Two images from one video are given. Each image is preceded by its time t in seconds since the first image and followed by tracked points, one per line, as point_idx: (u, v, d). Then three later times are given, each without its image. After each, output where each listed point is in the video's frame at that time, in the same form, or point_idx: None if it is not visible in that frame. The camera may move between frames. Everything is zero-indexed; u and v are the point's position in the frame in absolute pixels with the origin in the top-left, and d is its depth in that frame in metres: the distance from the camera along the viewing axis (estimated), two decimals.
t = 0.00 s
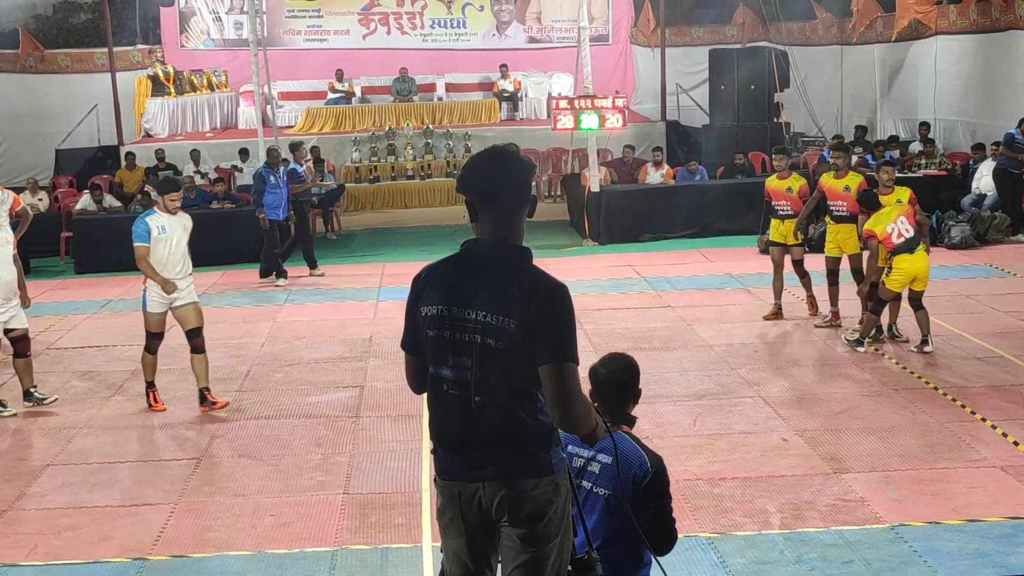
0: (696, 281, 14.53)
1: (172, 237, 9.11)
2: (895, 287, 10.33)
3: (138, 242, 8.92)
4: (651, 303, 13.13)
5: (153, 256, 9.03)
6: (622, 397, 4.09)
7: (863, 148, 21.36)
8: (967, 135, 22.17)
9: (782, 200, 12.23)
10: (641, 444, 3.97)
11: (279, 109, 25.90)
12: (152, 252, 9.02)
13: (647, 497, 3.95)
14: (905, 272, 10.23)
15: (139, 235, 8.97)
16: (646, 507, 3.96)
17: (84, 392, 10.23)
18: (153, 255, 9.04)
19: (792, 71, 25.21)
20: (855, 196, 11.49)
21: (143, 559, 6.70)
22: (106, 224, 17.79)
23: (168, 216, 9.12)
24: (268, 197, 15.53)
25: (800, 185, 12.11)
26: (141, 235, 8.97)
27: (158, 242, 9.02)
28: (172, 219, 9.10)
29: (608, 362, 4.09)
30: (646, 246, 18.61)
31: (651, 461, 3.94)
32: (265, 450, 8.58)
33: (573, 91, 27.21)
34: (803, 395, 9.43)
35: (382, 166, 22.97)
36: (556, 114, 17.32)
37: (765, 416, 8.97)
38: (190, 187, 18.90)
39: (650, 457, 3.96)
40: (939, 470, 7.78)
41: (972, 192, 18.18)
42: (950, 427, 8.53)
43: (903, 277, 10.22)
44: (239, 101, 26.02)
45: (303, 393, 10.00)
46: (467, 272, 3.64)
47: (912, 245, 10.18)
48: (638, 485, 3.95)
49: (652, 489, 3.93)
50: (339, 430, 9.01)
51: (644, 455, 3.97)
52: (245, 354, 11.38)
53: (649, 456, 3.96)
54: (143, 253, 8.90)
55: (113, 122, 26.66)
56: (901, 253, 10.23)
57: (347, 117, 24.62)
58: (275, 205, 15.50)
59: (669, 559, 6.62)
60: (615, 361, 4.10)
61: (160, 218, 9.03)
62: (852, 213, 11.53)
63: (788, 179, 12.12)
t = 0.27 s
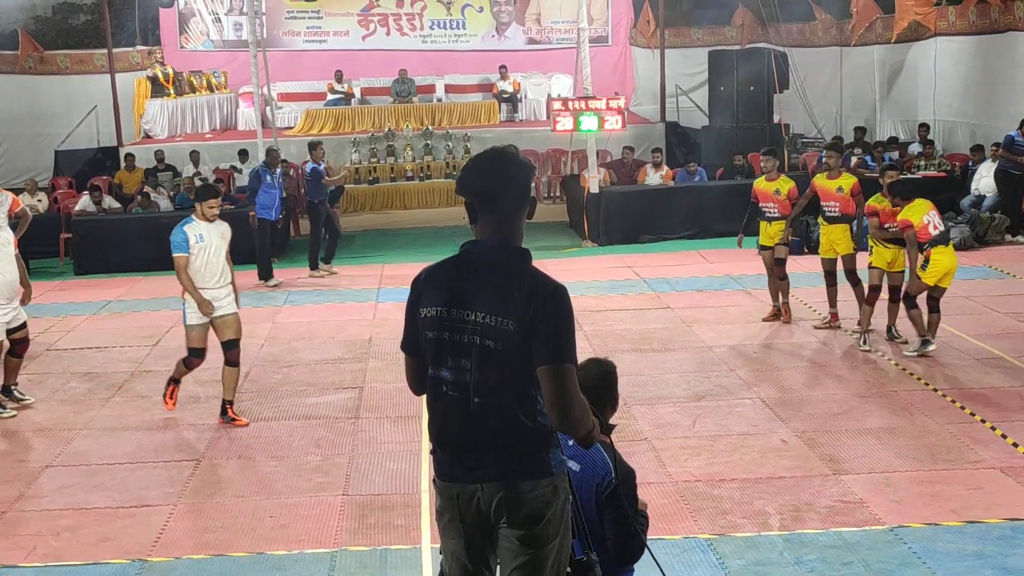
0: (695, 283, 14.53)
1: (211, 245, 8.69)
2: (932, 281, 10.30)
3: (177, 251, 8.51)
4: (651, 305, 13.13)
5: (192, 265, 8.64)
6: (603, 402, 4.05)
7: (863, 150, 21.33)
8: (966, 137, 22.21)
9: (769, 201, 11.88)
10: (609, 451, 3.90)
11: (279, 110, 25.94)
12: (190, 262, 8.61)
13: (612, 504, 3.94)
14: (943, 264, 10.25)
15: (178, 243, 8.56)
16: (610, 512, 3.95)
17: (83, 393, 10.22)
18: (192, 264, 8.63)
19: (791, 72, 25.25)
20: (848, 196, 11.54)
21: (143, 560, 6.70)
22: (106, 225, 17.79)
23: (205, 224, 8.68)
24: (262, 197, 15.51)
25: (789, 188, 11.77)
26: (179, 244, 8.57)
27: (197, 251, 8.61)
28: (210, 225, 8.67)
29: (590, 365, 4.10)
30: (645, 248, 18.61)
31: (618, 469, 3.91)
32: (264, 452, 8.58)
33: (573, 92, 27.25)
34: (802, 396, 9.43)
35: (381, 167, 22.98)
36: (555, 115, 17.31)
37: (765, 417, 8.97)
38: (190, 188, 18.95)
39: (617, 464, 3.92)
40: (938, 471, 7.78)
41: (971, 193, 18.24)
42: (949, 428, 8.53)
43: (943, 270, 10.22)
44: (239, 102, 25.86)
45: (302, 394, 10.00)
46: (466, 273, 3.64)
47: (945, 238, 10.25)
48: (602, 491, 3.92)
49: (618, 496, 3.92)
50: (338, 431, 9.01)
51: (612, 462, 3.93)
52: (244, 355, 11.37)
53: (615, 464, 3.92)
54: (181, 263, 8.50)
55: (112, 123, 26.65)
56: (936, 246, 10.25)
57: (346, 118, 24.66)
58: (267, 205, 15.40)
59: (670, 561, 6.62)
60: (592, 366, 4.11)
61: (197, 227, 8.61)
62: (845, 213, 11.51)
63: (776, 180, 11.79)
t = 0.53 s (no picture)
0: (693, 283, 14.55)
1: (242, 247, 8.53)
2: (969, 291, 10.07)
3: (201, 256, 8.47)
4: (649, 305, 13.13)
5: (220, 267, 8.51)
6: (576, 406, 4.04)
7: (862, 151, 21.32)
8: (965, 138, 22.25)
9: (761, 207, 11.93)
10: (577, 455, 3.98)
11: (277, 111, 25.93)
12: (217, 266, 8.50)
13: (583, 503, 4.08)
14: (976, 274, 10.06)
15: (208, 246, 8.45)
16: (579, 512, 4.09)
17: (81, 395, 10.21)
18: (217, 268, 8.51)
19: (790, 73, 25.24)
20: (844, 196, 11.52)
21: (141, 561, 6.70)
22: (104, 226, 17.78)
23: (236, 226, 8.57)
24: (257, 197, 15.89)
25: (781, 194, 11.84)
26: (208, 246, 8.46)
27: (226, 253, 8.46)
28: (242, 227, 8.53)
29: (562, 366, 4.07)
30: (644, 249, 18.62)
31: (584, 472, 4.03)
32: (263, 453, 8.58)
33: (571, 93, 27.21)
34: (801, 398, 9.44)
35: (380, 169, 22.98)
36: (554, 116, 17.28)
37: (762, 418, 8.97)
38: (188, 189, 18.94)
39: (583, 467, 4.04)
40: (936, 472, 7.79)
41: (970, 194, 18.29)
42: (947, 429, 8.54)
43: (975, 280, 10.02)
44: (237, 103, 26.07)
45: (301, 395, 10.00)
46: (464, 274, 3.64)
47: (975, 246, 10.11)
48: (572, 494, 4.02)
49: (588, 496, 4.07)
50: (336, 432, 9.01)
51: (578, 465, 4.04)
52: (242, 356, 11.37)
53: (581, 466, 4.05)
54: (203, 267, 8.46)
55: (111, 124, 26.61)
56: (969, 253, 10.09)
57: (345, 118, 24.69)
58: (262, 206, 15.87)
59: (668, 562, 6.62)
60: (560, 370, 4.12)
61: (227, 228, 8.50)
62: (842, 213, 11.52)
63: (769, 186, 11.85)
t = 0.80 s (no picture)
0: (691, 283, 14.55)
1: (276, 257, 8.25)
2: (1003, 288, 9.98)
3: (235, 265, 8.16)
4: (647, 306, 13.13)
5: (254, 277, 8.21)
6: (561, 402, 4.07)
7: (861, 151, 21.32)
8: (963, 137, 22.29)
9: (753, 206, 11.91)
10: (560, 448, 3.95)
11: (275, 111, 25.92)
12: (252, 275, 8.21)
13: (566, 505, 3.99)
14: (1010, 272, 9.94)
15: (242, 255, 8.15)
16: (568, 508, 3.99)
17: (79, 395, 10.21)
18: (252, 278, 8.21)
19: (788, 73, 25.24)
20: (844, 194, 11.51)
21: (139, 562, 6.70)
22: (103, 226, 17.77)
23: (272, 235, 8.31)
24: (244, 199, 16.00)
25: (773, 194, 11.87)
26: (242, 255, 8.17)
27: (260, 262, 8.19)
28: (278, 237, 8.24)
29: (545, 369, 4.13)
30: (643, 249, 18.61)
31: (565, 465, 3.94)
32: (261, 453, 8.57)
33: (569, 93, 27.16)
34: (800, 397, 9.44)
35: (379, 168, 22.99)
36: (553, 116, 17.25)
37: (761, 418, 8.97)
38: (186, 189, 18.91)
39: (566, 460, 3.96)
40: (935, 472, 7.78)
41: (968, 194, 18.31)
42: (945, 429, 8.54)
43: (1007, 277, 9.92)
44: (235, 103, 25.84)
45: (299, 395, 9.99)
46: (460, 272, 3.64)
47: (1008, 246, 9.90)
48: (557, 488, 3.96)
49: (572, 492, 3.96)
50: (334, 432, 9.01)
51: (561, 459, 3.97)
52: (241, 356, 11.36)
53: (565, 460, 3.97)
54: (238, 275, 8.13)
55: (108, 124, 26.60)
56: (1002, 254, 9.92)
57: (344, 118, 24.60)
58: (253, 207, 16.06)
59: (666, 562, 6.62)
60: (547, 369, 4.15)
61: (262, 237, 8.22)
62: (841, 211, 11.51)
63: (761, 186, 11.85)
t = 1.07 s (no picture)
0: (690, 283, 14.56)
1: (312, 255, 8.09)
2: None
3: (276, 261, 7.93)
4: (646, 306, 13.14)
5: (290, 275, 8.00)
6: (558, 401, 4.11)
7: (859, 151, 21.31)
8: (962, 137, 22.27)
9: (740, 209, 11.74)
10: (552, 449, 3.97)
11: (273, 111, 25.94)
12: (290, 271, 7.99)
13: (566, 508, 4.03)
14: None
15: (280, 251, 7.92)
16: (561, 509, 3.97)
17: (78, 395, 10.21)
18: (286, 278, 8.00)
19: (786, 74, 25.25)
20: (844, 194, 11.52)
21: (138, 562, 6.70)
22: (102, 226, 17.77)
23: (306, 232, 8.13)
24: (228, 201, 15.83)
25: (759, 194, 11.76)
26: (280, 252, 7.94)
27: (298, 260, 8.00)
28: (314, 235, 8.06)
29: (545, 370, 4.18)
30: (642, 249, 18.61)
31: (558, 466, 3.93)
32: (260, 453, 8.57)
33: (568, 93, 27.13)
34: (800, 397, 9.44)
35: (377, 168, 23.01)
36: (552, 116, 17.24)
37: (759, 418, 8.98)
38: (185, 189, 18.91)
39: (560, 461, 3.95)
40: (933, 472, 7.79)
41: (966, 194, 18.31)
42: (944, 429, 8.54)
43: None
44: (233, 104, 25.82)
45: (298, 395, 9.99)
46: (451, 269, 3.66)
47: None
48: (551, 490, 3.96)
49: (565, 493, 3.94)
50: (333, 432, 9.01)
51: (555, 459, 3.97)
52: (240, 356, 11.36)
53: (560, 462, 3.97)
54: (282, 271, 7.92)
55: (107, 125, 26.62)
56: None
57: (342, 119, 24.58)
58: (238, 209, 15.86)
59: (665, 562, 6.63)
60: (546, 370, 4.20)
61: (298, 234, 8.03)
62: (842, 212, 11.51)
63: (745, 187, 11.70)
